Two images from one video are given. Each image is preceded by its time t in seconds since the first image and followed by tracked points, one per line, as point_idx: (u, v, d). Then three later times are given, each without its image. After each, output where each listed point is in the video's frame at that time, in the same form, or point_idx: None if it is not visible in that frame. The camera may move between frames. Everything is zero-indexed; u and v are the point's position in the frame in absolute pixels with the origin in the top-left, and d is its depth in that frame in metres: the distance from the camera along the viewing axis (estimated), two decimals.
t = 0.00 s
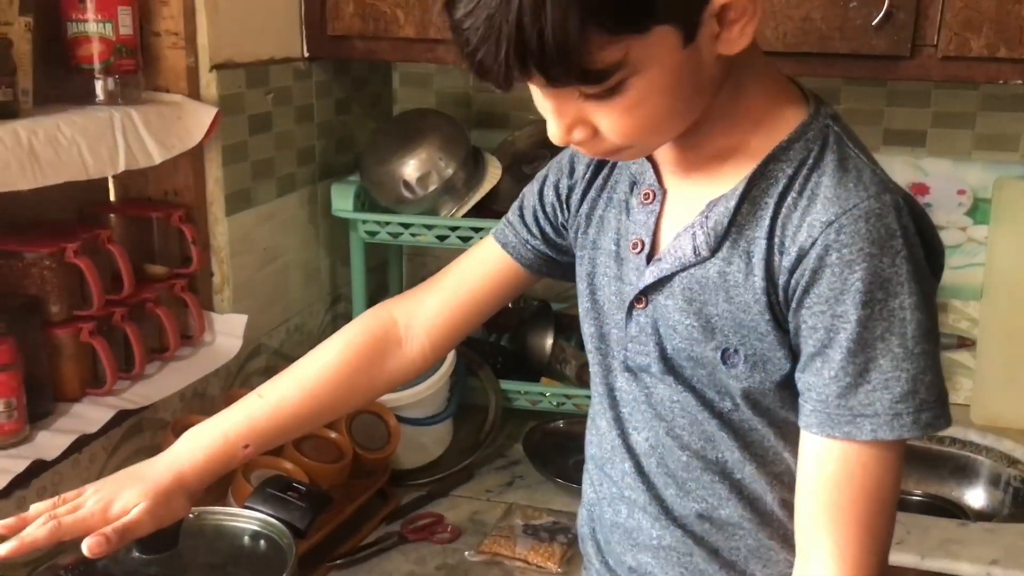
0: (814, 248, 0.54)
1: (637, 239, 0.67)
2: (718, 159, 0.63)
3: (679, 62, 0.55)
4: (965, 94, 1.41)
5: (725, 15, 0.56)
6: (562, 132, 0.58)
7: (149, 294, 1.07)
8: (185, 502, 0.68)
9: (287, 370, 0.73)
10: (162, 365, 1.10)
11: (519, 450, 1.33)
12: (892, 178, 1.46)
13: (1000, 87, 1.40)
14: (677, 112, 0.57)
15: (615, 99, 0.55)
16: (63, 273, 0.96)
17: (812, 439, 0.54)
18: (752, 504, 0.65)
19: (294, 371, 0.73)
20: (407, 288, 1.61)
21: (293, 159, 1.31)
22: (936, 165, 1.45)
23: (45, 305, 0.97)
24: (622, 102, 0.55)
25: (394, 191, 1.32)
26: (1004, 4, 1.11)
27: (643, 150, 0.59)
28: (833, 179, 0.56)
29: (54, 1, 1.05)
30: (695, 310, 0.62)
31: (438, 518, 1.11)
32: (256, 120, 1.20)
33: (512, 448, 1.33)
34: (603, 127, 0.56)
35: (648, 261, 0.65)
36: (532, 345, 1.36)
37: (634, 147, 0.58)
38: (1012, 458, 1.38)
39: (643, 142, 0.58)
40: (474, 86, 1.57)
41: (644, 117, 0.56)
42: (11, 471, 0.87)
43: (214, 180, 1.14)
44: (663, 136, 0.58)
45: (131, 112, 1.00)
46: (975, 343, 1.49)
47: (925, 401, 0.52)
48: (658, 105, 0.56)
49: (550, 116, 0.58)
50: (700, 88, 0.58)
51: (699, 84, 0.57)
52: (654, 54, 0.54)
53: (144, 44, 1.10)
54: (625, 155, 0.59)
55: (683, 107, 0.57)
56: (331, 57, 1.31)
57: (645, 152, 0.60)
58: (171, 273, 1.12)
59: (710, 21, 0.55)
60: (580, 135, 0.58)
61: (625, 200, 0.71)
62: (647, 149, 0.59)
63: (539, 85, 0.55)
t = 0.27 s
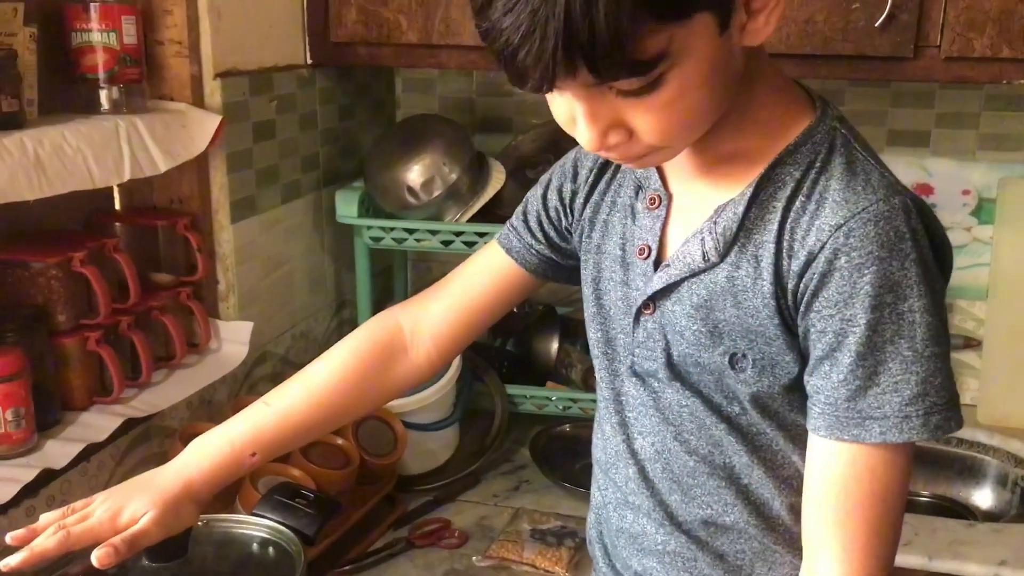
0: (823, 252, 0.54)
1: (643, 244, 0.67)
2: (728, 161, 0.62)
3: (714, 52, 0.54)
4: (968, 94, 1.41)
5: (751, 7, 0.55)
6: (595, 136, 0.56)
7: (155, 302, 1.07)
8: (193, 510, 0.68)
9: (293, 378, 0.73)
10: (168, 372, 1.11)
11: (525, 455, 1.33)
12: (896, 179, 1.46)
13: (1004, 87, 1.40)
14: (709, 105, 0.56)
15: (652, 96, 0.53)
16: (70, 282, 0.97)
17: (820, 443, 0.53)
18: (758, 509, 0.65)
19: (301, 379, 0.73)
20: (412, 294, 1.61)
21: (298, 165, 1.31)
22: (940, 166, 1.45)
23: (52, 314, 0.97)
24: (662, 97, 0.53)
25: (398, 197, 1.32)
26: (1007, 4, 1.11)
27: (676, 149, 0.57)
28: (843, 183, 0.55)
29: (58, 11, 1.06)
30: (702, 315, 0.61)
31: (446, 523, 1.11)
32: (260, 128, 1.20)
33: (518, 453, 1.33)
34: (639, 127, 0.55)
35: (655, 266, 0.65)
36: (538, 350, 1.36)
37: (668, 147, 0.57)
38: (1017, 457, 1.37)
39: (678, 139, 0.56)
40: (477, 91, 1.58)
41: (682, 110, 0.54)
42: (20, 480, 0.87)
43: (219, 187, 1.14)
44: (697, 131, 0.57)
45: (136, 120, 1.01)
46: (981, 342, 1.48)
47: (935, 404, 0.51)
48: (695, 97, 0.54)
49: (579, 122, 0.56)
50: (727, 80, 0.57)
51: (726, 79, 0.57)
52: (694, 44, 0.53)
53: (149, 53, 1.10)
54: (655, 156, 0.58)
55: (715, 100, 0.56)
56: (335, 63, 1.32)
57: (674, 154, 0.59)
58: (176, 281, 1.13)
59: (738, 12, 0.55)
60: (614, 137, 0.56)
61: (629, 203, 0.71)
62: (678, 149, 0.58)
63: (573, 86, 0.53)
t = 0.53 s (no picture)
0: (809, 252, 0.55)
1: (634, 244, 0.67)
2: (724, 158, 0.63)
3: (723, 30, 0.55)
4: (960, 96, 1.42)
5: None
6: (601, 104, 0.56)
7: (152, 307, 1.08)
8: (191, 514, 0.69)
9: (293, 383, 0.74)
10: (165, 378, 1.11)
11: (521, 458, 1.33)
12: (889, 180, 1.47)
13: (995, 89, 1.41)
14: (716, 88, 0.56)
15: (662, 63, 0.54)
16: (66, 287, 0.97)
17: (804, 444, 0.54)
18: (744, 516, 0.65)
19: (299, 384, 0.73)
20: (408, 297, 1.62)
21: (293, 170, 1.32)
22: (933, 167, 1.45)
23: (48, 319, 0.97)
24: (671, 64, 0.54)
25: (393, 201, 1.33)
26: (997, 7, 1.11)
27: (681, 129, 0.58)
28: (831, 184, 0.56)
29: (53, 18, 1.06)
30: (691, 316, 0.62)
31: (442, 526, 1.12)
32: (255, 133, 1.21)
33: (514, 456, 1.34)
34: (647, 98, 0.55)
35: (646, 266, 0.66)
36: (533, 353, 1.36)
37: (673, 125, 0.57)
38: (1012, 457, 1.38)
39: (684, 116, 0.56)
40: (472, 95, 1.58)
41: (690, 83, 0.55)
42: (17, 486, 0.87)
43: (214, 193, 1.15)
44: (703, 113, 0.57)
45: (131, 126, 1.01)
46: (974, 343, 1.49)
47: (920, 408, 0.51)
48: (703, 72, 0.55)
49: (587, 95, 0.57)
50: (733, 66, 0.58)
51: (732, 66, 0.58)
52: (705, 14, 0.54)
53: (144, 59, 1.10)
54: (663, 136, 0.58)
55: (721, 84, 0.57)
56: (330, 68, 1.32)
57: (678, 138, 0.59)
58: (172, 286, 1.13)
59: None
60: (620, 107, 0.56)
61: (622, 205, 0.71)
62: (682, 130, 0.58)
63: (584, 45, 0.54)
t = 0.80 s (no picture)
0: (769, 268, 0.55)
1: (608, 259, 0.67)
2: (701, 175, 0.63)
3: None
4: (945, 103, 1.43)
5: None
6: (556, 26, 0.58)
7: (138, 314, 1.07)
8: (175, 523, 0.69)
9: (277, 392, 0.74)
10: (151, 385, 1.11)
11: (510, 464, 1.33)
12: (876, 186, 1.48)
13: (980, 95, 1.42)
14: (681, 30, 0.57)
15: None
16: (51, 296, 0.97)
17: (756, 467, 0.54)
18: (721, 530, 0.65)
19: (281, 394, 0.73)
20: (396, 304, 1.62)
21: (280, 177, 1.31)
22: (920, 173, 1.46)
23: (33, 328, 0.97)
24: None
25: (381, 208, 1.33)
26: (980, 14, 1.12)
27: (643, 70, 0.58)
28: (797, 199, 0.56)
29: (39, 25, 1.06)
30: (662, 333, 0.62)
31: (430, 533, 1.11)
32: (242, 140, 1.20)
33: (502, 462, 1.34)
34: (599, 15, 0.57)
35: (619, 282, 0.65)
36: (521, 359, 1.36)
37: (630, 59, 0.57)
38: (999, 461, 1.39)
39: (644, 50, 0.57)
40: (460, 101, 1.58)
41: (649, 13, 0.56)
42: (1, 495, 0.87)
43: (201, 200, 1.15)
44: (666, 51, 0.57)
45: (117, 133, 1.01)
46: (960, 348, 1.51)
47: (874, 434, 0.51)
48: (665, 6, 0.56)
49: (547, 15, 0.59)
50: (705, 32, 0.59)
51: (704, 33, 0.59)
52: None
53: (130, 66, 1.10)
54: (618, 75, 0.58)
55: (689, 34, 0.58)
56: (317, 75, 1.32)
57: (641, 86, 0.58)
58: (159, 293, 1.13)
59: None
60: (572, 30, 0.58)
61: (597, 218, 0.70)
62: (643, 71, 0.58)
63: None
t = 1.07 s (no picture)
0: (704, 334, 0.55)
1: (569, 289, 0.67)
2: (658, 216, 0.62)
3: None
4: (933, 116, 1.44)
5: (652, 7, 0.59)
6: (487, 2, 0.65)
7: (130, 326, 1.08)
8: (169, 535, 0.69)
9: (267, 403, 0.74)
10: (144, 398, 1.11)
11: (501, 475, 1.34)
12: (865, 199, 1.49)
13: (967, 109, 1.43)
14: (559, 35, 0.60)
15: None
16: (44, 308, 0.97)
17: (678, 521, 0.56)
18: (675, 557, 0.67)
19: (270, 405, 0.74)
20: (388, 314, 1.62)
21: (273, 189, 1.32)
22: (908, 186, 1.47)
23: (26, 340, 0.97)
24: None
25: (373, 220, 1.33)
26: (967, 30, 1.13)
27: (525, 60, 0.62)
28: (738, 265, 0.55)
29: (32, 37, 1.06)
30: (611, 377, 0.62)
31: (423, 545, 1.12)
32: (235, 152, 1.21)
33: (494, 473, 1.34)
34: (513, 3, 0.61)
35: (578, 313, 0.65)
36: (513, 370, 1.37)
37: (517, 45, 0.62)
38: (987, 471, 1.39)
39: (527, 41, 0.61)
40: (452, 113, 1.59)
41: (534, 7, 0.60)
42: None
43: (194, 212, 1.15)
44: (540, 49, 0.61)
45: (111, 146, 1.01)
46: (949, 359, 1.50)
47: (789, 505, 0.53)
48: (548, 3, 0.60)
49: None
50: (595, 47, 0.60)
51: (594, 49, 0.60)
52: None
53: (124, 79, 1.10)
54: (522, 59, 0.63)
55: (569, 40, 0.60)
56: (310, 87, 1.33)
57: (523, 77, 0.62)
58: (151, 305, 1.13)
59: None
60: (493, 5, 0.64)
61: (566, 244, 0.70)
62: (523, 60, 0.62)
63: None
